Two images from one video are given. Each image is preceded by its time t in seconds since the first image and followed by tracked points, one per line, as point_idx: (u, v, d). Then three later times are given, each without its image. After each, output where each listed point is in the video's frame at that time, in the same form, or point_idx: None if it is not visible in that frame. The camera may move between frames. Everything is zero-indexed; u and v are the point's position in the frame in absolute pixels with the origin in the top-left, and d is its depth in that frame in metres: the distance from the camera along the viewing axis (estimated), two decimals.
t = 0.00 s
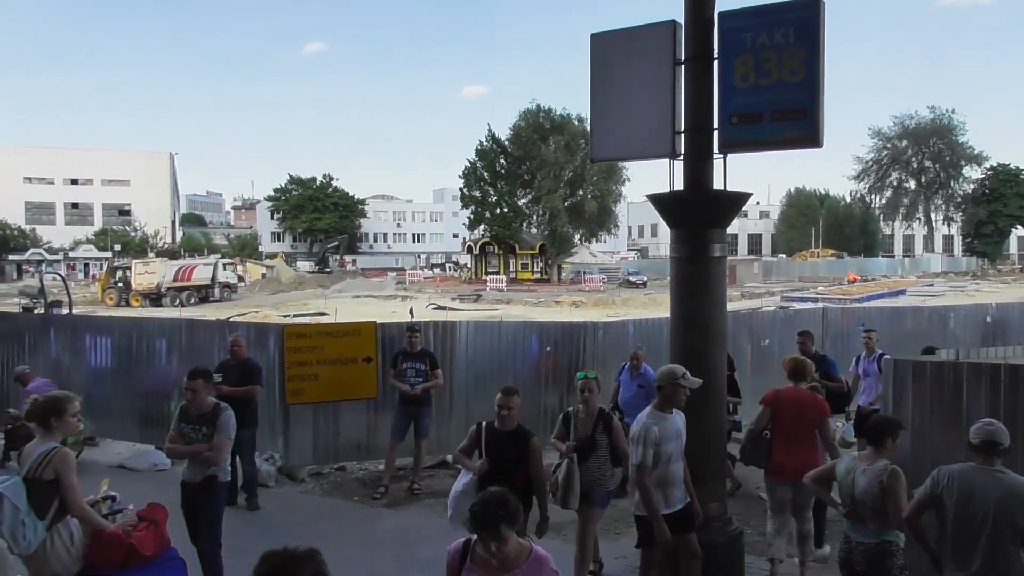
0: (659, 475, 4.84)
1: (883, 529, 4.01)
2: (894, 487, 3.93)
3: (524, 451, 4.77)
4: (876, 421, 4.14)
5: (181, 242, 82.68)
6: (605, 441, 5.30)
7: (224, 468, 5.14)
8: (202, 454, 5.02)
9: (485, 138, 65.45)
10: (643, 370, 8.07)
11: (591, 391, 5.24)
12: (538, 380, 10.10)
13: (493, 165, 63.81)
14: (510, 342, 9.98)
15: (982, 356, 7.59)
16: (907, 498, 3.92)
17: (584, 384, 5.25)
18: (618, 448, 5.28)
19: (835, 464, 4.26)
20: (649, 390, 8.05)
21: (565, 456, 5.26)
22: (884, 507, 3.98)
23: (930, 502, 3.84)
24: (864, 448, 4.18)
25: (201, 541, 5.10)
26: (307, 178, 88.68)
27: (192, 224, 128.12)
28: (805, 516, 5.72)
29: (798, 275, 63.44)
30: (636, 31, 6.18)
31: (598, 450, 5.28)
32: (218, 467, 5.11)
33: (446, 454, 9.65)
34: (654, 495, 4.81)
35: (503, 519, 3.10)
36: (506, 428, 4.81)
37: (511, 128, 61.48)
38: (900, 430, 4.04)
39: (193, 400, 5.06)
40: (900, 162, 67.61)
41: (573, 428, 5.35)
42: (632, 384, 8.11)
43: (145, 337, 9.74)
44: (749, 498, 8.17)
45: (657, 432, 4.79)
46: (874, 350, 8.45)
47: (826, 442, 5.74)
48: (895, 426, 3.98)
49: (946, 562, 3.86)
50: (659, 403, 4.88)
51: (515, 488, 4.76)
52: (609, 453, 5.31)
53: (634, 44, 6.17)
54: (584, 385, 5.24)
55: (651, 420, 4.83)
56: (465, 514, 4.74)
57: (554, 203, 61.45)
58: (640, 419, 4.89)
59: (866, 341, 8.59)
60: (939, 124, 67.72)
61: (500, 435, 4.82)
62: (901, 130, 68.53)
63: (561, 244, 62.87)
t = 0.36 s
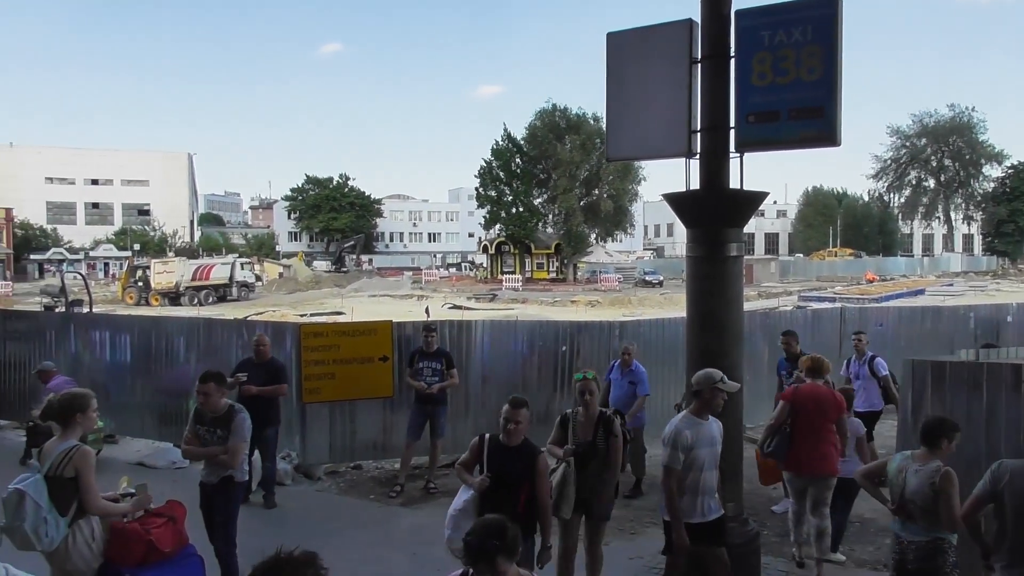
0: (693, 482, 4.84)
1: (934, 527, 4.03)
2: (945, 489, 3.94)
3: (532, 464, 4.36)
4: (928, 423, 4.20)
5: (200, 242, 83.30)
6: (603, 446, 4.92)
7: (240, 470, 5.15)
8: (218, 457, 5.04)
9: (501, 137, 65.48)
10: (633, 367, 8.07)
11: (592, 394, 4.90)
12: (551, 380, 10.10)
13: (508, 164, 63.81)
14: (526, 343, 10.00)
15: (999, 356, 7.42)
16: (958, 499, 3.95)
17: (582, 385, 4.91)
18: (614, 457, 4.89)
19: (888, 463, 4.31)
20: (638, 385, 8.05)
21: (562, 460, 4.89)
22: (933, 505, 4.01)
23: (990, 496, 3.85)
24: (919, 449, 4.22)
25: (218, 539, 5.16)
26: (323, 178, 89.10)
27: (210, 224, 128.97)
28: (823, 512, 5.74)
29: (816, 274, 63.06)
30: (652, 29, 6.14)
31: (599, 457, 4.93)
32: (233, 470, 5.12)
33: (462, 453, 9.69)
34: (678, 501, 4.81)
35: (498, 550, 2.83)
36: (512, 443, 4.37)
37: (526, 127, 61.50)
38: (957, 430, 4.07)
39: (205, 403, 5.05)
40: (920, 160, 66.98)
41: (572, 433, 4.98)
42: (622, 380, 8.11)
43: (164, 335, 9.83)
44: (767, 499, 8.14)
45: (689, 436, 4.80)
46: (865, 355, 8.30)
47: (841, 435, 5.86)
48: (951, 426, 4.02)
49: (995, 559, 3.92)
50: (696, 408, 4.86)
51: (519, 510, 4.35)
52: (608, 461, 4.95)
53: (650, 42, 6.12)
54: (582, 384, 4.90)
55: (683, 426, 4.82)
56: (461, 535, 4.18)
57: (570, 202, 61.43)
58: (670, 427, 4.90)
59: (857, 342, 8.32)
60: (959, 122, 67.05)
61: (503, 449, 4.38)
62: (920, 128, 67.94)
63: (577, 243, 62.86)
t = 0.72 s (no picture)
0: (741, 482, 4.50)
1: (972, 525, 4.07)
2: (983, 487, 3.97)
3: (531, 486, 3.88)
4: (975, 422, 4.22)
5: (218, 241, 83.96)
6: (605, 462, 4.51)
7: (255, 472, 5.14)
8: (233, 457, 5.05)
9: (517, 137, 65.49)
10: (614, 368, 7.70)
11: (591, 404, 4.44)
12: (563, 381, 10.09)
13: (524, 164, 63.84)
14: (540, 340, 10.00)
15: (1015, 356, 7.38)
16: (995, 499, 3.96)
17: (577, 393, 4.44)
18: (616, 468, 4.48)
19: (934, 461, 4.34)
20: (621, 387, 7.69)
21: (564, 479, 4.39)
22: (969, 503, 4.06)
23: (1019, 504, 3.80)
24: (963, 448, 4.25)
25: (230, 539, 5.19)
26: (340, 178, 89.52)
27: (228, 224, 129.93)
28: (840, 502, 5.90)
29: (834, 273, 62.60)
30: (668, 27, 6.01)
31: (601, 475, 4.50)
32: (248, 471, 5.11)
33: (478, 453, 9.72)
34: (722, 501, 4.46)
35: None
36: (507, 462, 3.91)
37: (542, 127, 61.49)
38: (1003, 432, 4.07)
39: (224, 402, 5.07)
40: (939, 159, 66.22)
41: (569, 450, 4.53)
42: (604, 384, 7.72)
43: (182, 336, 9.92)
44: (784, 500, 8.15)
45: (743, 437, 4.41)
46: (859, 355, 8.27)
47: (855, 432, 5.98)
48: (996, 427, 4.03)
49: None
50: (749, 406, 4.47)
51: (518, 540, 3.85)
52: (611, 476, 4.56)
53: (666, 41, 6.00)
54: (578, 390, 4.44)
55: (736, 424, 4.42)
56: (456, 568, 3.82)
57: (586, 201, 61.37)
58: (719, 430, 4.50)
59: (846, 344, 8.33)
60: (979, 119, 66.25)
61: (498, 470, 3.91)
62: (940, 126, 67.20)
63: (592, 242, 62.79)
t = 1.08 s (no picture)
0: (784, 489, 4.47)
1: (1003, 520, 4.07)
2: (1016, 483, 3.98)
3: (530, 504, 3.59)
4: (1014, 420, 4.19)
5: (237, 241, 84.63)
6: (621, 482, 4.10)
7: (271, 470, 5.15)
8: (249, 455, 5.09)
9: (533, 137, 65.52)
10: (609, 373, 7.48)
11: (610, 424, 3.96)
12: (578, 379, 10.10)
13: (541, 163, 63.84)
14: (557, 339, 10.00)
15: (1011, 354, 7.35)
16: None
17: (593, 407, 3.97)
18: (635, 490, 4.12)
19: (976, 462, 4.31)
20: (619, 392, 7.44)
21: (576, 507, 3.97)
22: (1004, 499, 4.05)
23: None
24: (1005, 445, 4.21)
25: (246, 543, 5.17)
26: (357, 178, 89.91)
27: (245, 224, 130.81)
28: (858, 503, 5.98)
29: (852, 273, 62.16)
30: (683, 26, 5.73)
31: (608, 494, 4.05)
32: (265, 470, 5.12)
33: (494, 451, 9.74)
34: (774, 503, 4.42)
35: None
36: (505, 481, 3.61)
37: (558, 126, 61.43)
38: None
39: (245, 399, 5.09)
40: (959, 157, 65.44)
41: (582, 474, 4.03)
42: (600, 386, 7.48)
43: (201, 335, 10.01)
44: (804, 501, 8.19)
45: (791, 442, 4.39)
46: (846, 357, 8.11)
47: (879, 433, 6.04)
48: None
49: None
50: (791, 410, 4.48)
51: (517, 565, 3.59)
52: (624, 500, 4.16)
53: (681, 41, 5.72)
54: (594, 401, 3.97)
55: (778, 426, 4.42)
56: None
57: (603, 201, 61.25)
58: (761, 433, 4.49)
59: (834, 348, 8.12)
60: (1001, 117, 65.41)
61: (495, 487, 3.60)
62: (960, 124, 66.43)
63: (609, 242, 62.69)
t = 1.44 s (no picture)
0: (840, 502, 4.17)
1: None
2: None
3: (535, 528, 3.32)
4: None
5: (255, 241, 85.21)
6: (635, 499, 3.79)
7: (286, 469, 5.18)
8: (266, 453, 5.12)
9: (549, 137, 65.49)
10: (609, 371, 7.26)
11: (619, 433, 3.73)
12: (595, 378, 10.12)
13: (557, 163, 63.87)
14: (575, 340, 10.02)
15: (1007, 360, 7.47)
16: None
17: (605, 413, 3.75)
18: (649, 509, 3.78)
19: None
20: (617, 391, 7.24)
21: (589, 518, 3.65)
22: None
23: None
24: None
25: (266, 540, 5.22)
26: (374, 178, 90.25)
27: (264, 224, 131.73)
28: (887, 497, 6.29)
29: (871, 272, 61.68)
30: (699, 26, 5.70)
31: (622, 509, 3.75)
32: (281, 468, 5.16)
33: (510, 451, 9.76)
34: (821, 519, 4.12)
35: None
36: (508, 502, 3.33)
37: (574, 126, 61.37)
38: None
39: (267, 396, 5.14)
40: (980, 156, 64.66)
41: (593, 485, 3.76)
42: (598, 388, 7.29)
43: (219, 334, 10.08)
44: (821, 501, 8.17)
45: (845, 455, 4.09)
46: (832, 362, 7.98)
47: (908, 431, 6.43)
48: None
49: None
50: (839, 419, 4.18)
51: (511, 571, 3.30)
52: (636, 518, 3.82)
53: (698, 40, 5.68)
54: (605, 406, 3.77)
55: (826, 438, 4.14)
56: None
57: (619, 200, 61.16)
58: (805, 445, 4.25)
59: (820, 351, 7.98)
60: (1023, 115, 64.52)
61: (498, 505, 3.34)
62: (981, 123, 65.62)
63: (625, 242, 62.59)
